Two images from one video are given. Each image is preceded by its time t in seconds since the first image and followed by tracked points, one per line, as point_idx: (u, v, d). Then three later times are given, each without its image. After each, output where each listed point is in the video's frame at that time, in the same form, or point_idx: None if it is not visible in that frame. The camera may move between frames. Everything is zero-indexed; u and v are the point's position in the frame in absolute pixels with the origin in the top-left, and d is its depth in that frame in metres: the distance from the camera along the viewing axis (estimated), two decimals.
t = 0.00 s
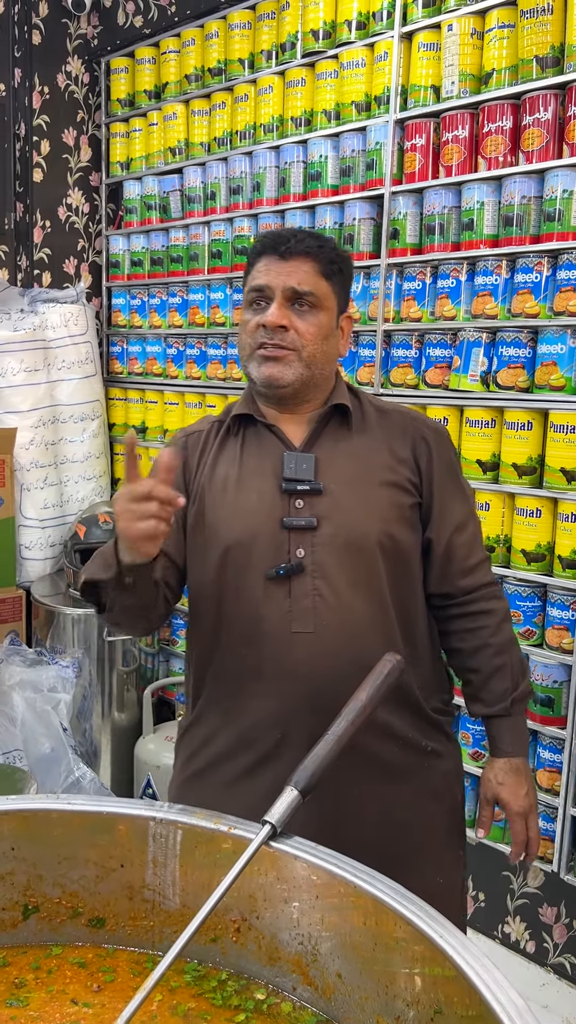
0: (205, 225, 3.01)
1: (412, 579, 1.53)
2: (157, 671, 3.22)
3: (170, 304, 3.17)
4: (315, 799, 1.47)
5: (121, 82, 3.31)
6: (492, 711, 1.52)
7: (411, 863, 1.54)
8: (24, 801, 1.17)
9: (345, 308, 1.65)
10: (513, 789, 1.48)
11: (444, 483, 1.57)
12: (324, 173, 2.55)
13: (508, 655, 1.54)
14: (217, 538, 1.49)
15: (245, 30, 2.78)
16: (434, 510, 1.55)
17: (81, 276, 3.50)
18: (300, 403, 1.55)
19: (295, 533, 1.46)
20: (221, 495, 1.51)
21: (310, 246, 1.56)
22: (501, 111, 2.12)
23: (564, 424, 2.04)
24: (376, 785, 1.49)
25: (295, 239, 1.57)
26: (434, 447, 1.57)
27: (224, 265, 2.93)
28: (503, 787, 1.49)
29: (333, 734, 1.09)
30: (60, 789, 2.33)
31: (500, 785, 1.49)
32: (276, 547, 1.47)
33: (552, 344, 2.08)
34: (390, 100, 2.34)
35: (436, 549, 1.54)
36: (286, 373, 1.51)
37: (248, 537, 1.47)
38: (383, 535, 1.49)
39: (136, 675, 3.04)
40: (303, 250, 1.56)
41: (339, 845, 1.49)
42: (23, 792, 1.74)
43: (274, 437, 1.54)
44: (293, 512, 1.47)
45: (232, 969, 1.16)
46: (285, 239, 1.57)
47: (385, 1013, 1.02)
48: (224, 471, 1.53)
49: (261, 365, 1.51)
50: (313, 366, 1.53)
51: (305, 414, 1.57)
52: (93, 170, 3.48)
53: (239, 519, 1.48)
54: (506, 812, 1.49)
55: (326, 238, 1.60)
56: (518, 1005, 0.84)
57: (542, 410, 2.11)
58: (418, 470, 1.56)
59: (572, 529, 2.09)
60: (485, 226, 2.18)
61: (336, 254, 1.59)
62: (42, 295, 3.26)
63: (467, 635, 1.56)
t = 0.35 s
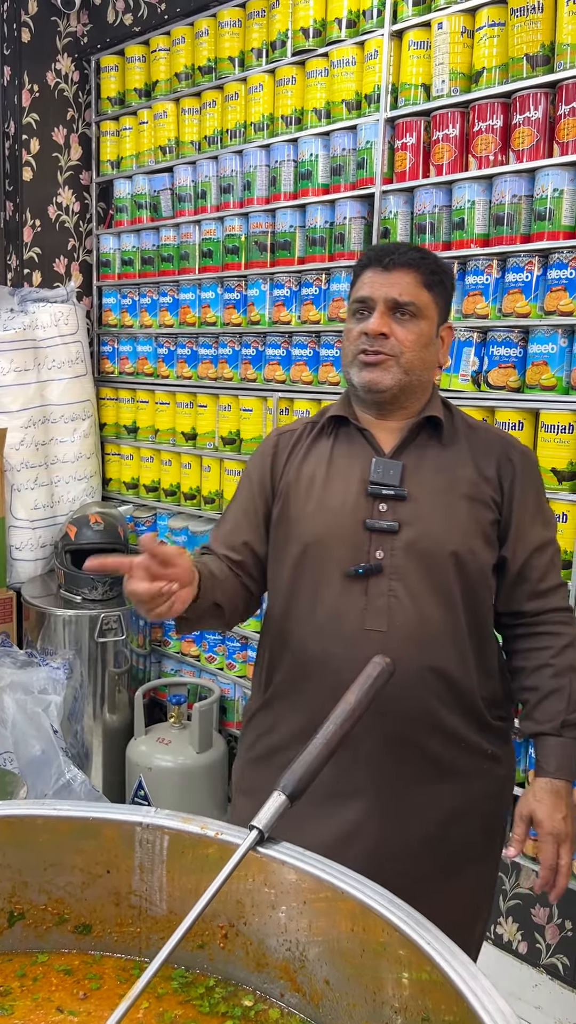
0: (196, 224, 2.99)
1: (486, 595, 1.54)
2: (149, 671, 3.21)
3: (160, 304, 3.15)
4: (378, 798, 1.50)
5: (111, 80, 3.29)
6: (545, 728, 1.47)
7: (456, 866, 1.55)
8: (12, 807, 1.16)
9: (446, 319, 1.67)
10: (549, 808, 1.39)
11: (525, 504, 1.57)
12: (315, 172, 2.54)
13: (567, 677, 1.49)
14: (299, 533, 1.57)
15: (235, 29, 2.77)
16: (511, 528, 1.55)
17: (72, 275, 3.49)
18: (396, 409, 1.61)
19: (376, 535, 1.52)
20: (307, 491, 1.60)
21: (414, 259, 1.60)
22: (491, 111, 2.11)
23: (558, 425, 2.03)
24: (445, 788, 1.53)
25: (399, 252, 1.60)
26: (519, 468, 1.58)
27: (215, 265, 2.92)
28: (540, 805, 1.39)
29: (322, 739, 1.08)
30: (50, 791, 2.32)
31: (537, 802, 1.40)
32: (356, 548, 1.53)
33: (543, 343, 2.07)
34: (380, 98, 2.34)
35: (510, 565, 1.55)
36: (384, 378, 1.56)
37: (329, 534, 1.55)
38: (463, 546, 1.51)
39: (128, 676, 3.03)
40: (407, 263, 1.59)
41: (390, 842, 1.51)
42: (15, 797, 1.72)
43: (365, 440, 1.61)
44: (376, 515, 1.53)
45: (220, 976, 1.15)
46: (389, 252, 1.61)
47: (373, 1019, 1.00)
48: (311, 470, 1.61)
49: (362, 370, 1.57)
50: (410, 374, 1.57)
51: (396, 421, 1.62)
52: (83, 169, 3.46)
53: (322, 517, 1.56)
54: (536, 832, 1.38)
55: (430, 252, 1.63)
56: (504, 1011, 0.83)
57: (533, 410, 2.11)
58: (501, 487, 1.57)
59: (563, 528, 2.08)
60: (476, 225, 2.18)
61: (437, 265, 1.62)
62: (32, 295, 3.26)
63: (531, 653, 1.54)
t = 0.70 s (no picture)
0: (178, 216, 2.96)
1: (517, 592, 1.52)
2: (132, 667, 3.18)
3: (142, 296, 3.13)
4: (398, 794, 1.49)
5: (92, 70, 3.26)
6: None
7: (471, 866, 1.53)
8: None
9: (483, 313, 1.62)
10: None
11: (563, 505, 1.54)
12: (297, 163, 2.51)
13: None
14: (332, 519, 1.59)
15: (216, 18, 2.73)
16: (549, 531, 1.53)
17: (53, 267, 3.45)
18: (433, 409, 1.59)
19: (405, 525, 1.52)
20: (342, 478, 1.62)
21: (450, 258, 1.55)
22: (474, 101, 2.09)
23: (543, 419, 2.01)
24: (467, 786, 1.51)
25: (435, 250, 1.56)
26: (556, 470, 1.55)
27: (197, 258, 2.89)
28: None
29: (301, 736, 1.06)
30: (31, 792, 2.25)
31: None
32: (385, 537, 1.53)
33: (526, 336, 2.06)
34: (363, 89, 2.32)
35: (548, 567, 1.53)
36: (419, 379, 1.54)
37: (360, 523, 1.56)
38: (492, 543, 1.49)
39: (111, 672, 3.01)
40: (443, 262, 1.54)
41: (406, 840, 1.50)
42: None
43: (402, 433, 1.61)
44: (407, 507, 1.53)
45: (197, 977, 1.14)
46: (424, 251, 1.56)
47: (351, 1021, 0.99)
48: (347, 458, 1.64)
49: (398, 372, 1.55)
50: (446, 372, 1.55)
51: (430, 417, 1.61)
52: (64, 160, 3.42)
53: (355, 505, 1.58)
54: None
55: (466, 248, 1.58)
56: (480, 1011, 0.82)
57: (517, 404, 2.09)
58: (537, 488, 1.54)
59: None
60: (459, 218, 2.15)
61: (475, 263, 1.57)
62: (12, 287, 3.18)
63: None
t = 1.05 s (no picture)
0: (157, 195, 2.92)
1: (512, 573, 1.50)
2: (113, 654, 3.14)
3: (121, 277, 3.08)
4: (391, 778, 1.47)
5: (68, 45, 3.19)
6: None
7: (463, 852, 1.51)
8: None
9: (486, 297, 1.62)
10: None
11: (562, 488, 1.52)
12: (278, 141, 2.47)
13: None
14: (326, 497, 1.57)
15: None
16: (548, 512, 1.51)
17: (30, 248, 3.38)
18: (432, 387, 1.56)
19: (400, 504, 1.50)
20: (338, 455, 1.59)
21: (457, 235, 1.55)
22: (458, 77, 2.05)
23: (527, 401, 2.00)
24: (459, 770, 1.49)
25: (442, 227, 1.55)
26: (555, 451, 1.53)
27: (177, 238, 2.84)
28: None
29: (281, 722, 1.03)
30: (10, 781, 2.18)
31: None
32: (379, 514, 1.51)
33: (510, 317, 2.03)
34: (345, 65, 2.28)
35: (546, 550, 1.51)
36: (418, 355, 1.51)
37: (355, 500, 1.53)
38: (487, 524, 1.47)
39: (91, 659, 2.98)
40: (449, 240, 1.54)
41: (397, 825, 1.48)
42: None
43: (400, 412, 1.59)
44: (403, 486, 1.51)
45: (175, 969, 1.11)
46: (432, 228, 1.56)
47: (333, 1013, 0.97)
48: (344, 435, 1.61)
49: (397, 346, 1.53)
50: (445, 350, 1.52)
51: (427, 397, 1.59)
52: (40, 138, 3.35)
53: (350, 482, 1.55)
54: None
55: (471, 227, 1.58)
56: (466, 1005, 0.79)
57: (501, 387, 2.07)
58: (536, 469, 1.52)
59: None
60: (443, 197, 2.12)
61: (480, 242, 1.56)
62: None
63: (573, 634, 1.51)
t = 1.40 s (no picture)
0: (138, 167, 2.86)
1: (497, 549, 1.48)
2: (95, 636, 3.11)
3: (102, 252, 3.03)
4: (376, 759, 1.44)
5: (46, 13, 3.11)
6: None
7: (448, 831, 1.49)
8: None
9: (474, 268, 1.63)
10: None
11: (548, 461, 1.51)
12: (262, 111, 2.42)
13: None
14: (309, 470, 1.53)
15: None
16: (533, 486, 1.50)
17: (8, 223, 3.31)
18: (420, 356, 1.53)
19: (383, 477, 1.46)
20: (321, 429, 1.55)
21: (449, 201, 1.54)
22: (446, 44, 2.01)
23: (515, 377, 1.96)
24: (444, 748, 1.47)
25: (435, 193, 1.54)
26: (541, 424, 1.51)
27: (159, 211, 2.79)
28: None
29: (265, 701, 1.00)
30: None
31: None
32: (362, 487, 1.47)
33: (498, 291, 2.00)
34: (330, 32, 2.22)
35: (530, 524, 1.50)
36: (411, 319, 1.49)
37: (338, 473, 1.49)
38: (473, 498, 1.45)
39: (73, 641, 2.94)
40: (442, 204, 1.54)
41: (381, 805, 1.45)
42: None
43: (384, 383, 1.55)
44: (387, 458, 1.47)
45: (158, 952, 1.08)
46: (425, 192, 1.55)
47: (319, 995, 0.94)
48: (328, 408, 1.57)
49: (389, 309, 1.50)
50: (438, 315, 1.50)
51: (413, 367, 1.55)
52: (18, 109, 3.28)
53: (333, 455, 1.51)
54: None
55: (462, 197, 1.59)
56: (456, 987, 0.77)
57: (488, 362, 2.04)
58: (522, 442, 1.50)
59: None
60: (430, 168, 2.08)
61: (470, 211, 1.57)
62: None
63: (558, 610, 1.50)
